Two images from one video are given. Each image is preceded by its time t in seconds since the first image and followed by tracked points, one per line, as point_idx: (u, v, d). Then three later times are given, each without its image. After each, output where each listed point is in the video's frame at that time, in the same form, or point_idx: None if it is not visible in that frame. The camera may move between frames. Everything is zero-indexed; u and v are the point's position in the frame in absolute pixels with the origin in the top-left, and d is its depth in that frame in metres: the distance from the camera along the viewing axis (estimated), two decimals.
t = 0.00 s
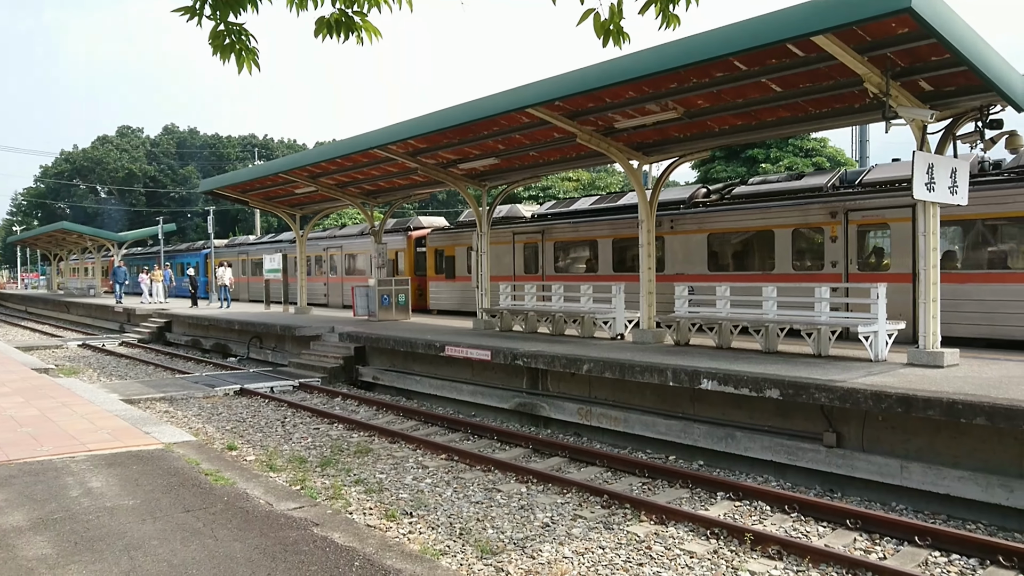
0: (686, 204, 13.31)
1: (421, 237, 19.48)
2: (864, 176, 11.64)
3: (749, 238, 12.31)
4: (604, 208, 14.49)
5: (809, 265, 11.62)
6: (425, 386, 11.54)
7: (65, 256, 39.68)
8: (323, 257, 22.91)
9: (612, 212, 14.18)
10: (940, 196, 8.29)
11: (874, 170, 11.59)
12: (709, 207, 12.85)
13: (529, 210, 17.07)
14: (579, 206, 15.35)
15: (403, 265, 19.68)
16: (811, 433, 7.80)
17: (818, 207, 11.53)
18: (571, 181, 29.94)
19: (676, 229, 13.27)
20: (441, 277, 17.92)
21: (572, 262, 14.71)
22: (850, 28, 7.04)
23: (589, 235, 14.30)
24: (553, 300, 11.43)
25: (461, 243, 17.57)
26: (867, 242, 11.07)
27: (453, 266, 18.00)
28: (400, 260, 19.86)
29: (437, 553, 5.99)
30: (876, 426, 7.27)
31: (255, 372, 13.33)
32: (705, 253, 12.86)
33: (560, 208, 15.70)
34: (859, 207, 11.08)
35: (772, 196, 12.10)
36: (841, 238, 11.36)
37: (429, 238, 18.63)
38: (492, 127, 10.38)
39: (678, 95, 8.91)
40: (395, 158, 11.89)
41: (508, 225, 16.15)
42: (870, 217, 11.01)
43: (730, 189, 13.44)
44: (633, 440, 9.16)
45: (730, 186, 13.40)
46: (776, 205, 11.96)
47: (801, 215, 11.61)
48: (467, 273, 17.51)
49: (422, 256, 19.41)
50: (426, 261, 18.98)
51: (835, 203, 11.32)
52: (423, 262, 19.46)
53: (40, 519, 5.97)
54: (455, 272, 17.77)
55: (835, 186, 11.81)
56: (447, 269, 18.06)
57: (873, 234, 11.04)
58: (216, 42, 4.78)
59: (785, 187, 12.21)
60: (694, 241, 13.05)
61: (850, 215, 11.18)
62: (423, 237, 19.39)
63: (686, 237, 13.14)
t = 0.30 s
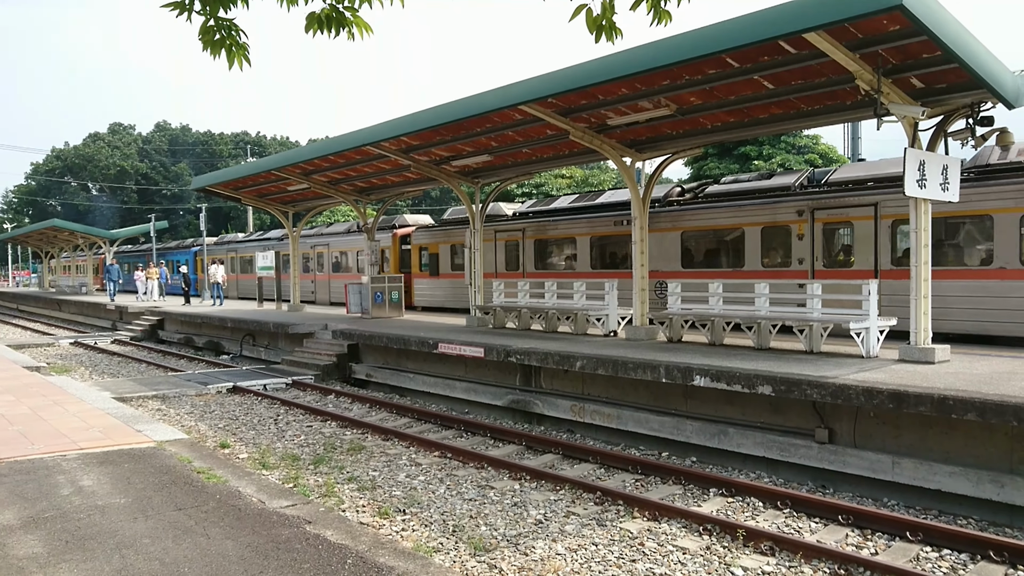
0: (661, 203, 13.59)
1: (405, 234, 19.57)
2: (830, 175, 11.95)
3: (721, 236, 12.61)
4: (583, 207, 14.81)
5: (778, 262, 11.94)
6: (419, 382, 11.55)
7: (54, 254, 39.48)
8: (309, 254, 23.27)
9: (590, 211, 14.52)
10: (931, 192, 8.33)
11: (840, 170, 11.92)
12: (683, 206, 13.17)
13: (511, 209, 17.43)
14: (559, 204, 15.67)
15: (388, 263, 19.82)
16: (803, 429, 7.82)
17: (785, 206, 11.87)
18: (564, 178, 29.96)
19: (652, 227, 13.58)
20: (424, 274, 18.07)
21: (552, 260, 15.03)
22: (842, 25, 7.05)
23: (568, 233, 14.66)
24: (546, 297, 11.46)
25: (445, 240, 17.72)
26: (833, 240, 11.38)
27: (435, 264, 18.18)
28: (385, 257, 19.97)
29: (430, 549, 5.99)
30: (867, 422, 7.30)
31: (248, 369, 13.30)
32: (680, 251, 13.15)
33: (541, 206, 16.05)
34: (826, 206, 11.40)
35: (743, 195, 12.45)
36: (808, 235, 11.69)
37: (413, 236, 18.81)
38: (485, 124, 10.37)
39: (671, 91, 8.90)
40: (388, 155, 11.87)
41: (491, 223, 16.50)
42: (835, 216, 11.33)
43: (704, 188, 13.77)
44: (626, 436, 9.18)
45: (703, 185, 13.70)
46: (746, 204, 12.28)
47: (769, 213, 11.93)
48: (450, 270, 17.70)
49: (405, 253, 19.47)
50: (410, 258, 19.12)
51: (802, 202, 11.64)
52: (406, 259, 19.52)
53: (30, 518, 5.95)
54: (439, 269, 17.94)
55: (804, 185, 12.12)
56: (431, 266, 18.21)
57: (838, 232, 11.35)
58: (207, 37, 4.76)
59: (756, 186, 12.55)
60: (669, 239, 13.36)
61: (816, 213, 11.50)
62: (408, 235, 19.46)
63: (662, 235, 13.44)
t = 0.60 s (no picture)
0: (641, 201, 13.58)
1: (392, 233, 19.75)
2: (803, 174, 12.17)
3: (699, 234, 12.93)
4: (565, 205, 15.18)
5: (749, 259, 12.23)
6: (416, 380, 11.56)
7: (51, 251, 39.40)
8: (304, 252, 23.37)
9: (572, 210, 14.86)
10: (928, 189, 8.33)
11: (813, 169, 12.07)
12: (661, 205, 13.47)
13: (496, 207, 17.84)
14: (543, 203, 16.07)
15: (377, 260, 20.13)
16: (800, 426, 7.84)
17: (757, 206, 12.15)
18: (563, 176, 29.98)
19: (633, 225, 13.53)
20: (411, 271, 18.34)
21: (537, 258, 15.42)
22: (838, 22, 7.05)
23: (551, 231, 15.05)
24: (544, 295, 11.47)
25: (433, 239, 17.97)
26: (803, 239, 11.67)
27: (422, 262, 18.46)
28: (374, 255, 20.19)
29: (428, 547, 5.98)
30: (864, 419, 7.31)
31: (245, 367, 13.29)
32: (659, 249, 13.45)
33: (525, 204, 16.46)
34: (796, 205, 11.71)
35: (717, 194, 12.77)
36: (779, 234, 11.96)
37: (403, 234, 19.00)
38: (482, 121, 10.36)
39: (669, 89, 8.91)
40: (385, 153, 11.86)
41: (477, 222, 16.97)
42: (805, 215, 11.62)
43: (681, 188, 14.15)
44: (623, 433, 9.19)
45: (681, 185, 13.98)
46: (720, 203, 12.57)
47: (741, 213, 12.21)
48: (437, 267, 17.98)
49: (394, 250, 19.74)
50: (399, 256, 19.37)
51: (774, 201, 11.94)
52: (395, 256, 19.73)
53: (29, 516, 5.95)
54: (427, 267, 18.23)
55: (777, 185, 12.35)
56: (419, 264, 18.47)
57: (809, 231, 11.62)
58: (204, 35, 4.76)
59: (730, 185, 12.81)
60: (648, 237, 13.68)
61: (787, 212, 11.80)
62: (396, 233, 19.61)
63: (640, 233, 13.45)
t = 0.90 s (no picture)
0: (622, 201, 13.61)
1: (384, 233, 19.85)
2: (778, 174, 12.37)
3: (680, 234, 13.24)
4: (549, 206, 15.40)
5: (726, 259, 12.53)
6: (416, 379, 11.56)
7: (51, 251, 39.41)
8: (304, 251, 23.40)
9: (556, 209, 15.08)
10: (929, 188, 8.33)
11: (787, 170, 12.26)
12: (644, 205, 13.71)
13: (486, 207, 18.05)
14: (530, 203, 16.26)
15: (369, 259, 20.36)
16: (801, 424, 7.84)
17: (734, 206, 12.47)
18: (563, 174, 30.00)
19: (614, 225, 13.71)
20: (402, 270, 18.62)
21: (523, 258, 15.69)
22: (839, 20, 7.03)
23: (536, 231, 15.30)
24: (545, 294, 11.47)
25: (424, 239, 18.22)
26: (778, 239, 11.95)
27: (413, 261, 18.77)
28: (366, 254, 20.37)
29: (429, 546, 5.98)
30: (865, 418, 7.31)
31: (246, 367, 13.29)
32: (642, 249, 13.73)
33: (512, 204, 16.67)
34: (769, 205, 12.01)
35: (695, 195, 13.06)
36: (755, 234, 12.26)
37: (394, 233, 19.30)
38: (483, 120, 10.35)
39: (669, 87, 8.90)
40: (385, 152, 11.86)
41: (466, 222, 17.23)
42: (778, 215, 11.93)
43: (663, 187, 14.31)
44: (624, 432, 9.19)
45: (662, 185, 14.25)
46: (698, 204, 12.92)
47: (718, 213, 12.56)
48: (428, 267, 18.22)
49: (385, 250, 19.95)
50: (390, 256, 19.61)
51: (749, 202, 12.24)
52: (388, 256, 19.87)
53: (31, 515, 5.95)
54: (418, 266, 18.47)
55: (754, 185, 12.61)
56: (411, 264, 18.72)
57: (783, 230, 11.91)
58: (204, 34, 4.74)
59: (708, 186, 13.09)
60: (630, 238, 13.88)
61: (761, 213, 12.09)
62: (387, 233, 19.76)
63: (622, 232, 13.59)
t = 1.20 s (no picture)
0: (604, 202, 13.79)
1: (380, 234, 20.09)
2: (754, 175, 12.66)
3: (660, 233, 13.58)
4: (535, 206, 15.69)
5: (703, 258, 12.88)
6: (417, 378, 11.58)
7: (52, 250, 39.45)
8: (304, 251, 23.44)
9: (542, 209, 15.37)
10: (930, 186, 8.33)
11: (762, 172, 12.58)
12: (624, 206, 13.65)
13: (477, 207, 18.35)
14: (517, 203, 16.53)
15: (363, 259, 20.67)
16: (802, 423, 7.84)
17: (712, 206, 12.79)
18: (565, 173, 30.00)
19: (597, 225, 13.88)
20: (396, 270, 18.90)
21: (510, 257, 16.02)
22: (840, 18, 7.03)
23: (522, 231, 15.58)
24: (546, 293, 11.46)
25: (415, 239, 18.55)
26: (752, 239, 12.29)
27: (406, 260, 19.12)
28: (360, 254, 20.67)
29: (432, 544, 5.99)
30: (867, 416, 7.31)
31: (247, 366, 13.31)
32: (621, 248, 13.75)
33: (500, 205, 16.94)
34: (745, 206, 12.32)
35: (674, 196, 13.37)
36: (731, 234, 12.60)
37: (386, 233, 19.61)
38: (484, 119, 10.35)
39: (670, 86, 8.90)
40: (386, 151, 11.86)
41: (456, 222, 17.54)
42: (753, 216, 12.26)
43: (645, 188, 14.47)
44: (626, 431, 9.19)
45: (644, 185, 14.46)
46: (677, 205, 13.25)
47: (697, 213, 12.90)
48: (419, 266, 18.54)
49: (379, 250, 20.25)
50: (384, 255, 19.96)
51: (726, 202, 12.55)
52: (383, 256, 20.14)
53: (33, 515, 5.95)
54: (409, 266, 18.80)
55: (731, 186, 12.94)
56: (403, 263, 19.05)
57: (757, 230, 12.25)
58: (207, 34, 4.74)
59: (687, 187, 13.39)
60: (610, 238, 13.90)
61: (737, 213, 12.42)
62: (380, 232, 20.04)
63: (605, 232, 13.77)
